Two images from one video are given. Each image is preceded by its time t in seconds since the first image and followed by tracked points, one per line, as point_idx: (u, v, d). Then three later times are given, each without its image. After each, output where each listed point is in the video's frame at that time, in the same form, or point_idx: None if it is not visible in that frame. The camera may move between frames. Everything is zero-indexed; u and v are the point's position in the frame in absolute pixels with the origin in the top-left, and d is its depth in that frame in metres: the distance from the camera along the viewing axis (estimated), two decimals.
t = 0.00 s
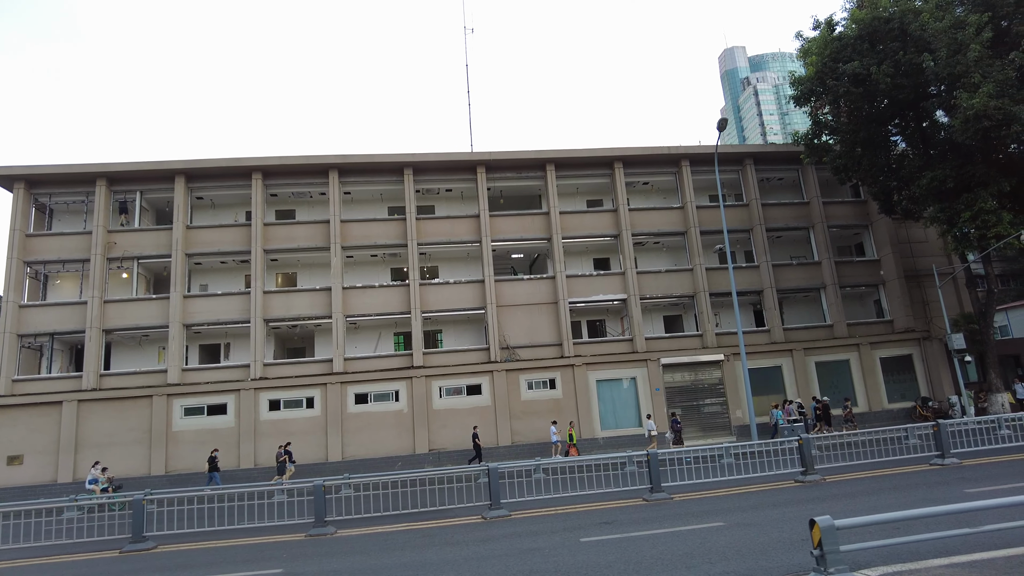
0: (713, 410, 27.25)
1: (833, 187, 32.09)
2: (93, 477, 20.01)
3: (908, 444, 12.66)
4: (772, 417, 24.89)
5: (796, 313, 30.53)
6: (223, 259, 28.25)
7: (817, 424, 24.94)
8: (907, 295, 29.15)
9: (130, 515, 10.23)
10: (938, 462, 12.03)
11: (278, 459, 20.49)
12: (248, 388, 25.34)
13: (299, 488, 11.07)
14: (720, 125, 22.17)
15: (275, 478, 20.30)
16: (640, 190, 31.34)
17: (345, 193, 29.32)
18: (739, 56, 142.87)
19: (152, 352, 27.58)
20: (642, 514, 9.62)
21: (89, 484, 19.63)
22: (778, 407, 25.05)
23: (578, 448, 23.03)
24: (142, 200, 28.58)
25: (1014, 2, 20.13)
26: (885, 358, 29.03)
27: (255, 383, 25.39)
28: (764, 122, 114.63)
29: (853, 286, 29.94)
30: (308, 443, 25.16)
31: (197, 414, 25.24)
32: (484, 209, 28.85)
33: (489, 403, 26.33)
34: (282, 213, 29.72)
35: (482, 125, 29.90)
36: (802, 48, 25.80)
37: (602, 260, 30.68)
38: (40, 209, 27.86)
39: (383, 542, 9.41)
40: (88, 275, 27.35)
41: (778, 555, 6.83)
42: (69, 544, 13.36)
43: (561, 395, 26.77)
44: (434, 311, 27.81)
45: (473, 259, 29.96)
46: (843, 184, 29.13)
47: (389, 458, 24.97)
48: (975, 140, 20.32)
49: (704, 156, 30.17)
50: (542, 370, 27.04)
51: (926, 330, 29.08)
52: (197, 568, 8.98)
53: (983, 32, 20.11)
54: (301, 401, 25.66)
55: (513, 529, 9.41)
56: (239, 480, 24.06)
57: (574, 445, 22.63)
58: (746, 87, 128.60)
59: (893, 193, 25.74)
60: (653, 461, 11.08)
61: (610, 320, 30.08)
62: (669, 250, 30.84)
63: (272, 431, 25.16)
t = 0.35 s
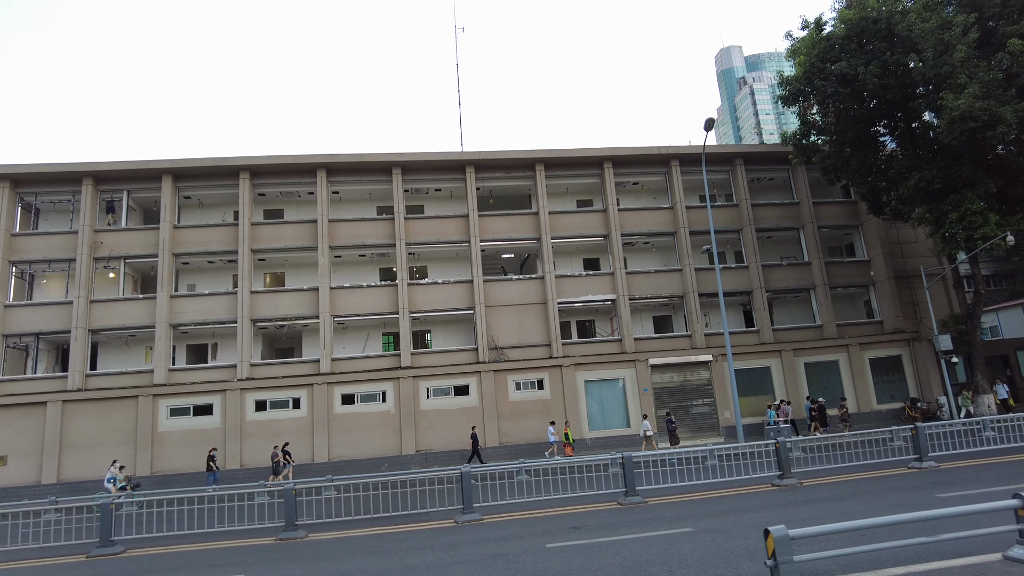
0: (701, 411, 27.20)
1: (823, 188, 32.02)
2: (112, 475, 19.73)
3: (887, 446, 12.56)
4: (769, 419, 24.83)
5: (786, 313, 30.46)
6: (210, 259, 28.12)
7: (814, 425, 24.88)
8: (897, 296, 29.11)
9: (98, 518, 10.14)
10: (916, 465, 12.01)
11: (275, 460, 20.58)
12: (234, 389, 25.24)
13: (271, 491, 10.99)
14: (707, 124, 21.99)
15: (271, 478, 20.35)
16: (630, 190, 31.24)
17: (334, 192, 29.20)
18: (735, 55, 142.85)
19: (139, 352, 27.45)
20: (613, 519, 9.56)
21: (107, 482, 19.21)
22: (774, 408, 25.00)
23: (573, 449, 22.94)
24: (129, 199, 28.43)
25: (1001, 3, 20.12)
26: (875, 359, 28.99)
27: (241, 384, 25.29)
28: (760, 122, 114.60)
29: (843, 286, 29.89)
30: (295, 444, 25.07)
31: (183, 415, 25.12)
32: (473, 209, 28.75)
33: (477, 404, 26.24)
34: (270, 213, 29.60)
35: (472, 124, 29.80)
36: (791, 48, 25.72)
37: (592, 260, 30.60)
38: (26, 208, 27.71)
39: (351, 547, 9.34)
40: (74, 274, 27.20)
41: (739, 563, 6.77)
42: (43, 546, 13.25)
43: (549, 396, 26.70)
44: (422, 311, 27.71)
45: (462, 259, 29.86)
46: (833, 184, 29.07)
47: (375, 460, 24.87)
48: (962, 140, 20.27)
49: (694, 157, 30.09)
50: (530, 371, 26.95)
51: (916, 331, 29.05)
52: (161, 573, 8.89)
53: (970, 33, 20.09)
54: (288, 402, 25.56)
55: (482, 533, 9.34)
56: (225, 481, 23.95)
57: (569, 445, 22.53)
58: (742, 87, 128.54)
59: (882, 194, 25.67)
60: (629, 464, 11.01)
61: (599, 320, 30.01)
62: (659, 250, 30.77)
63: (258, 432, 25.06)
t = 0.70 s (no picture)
0: (687, 413, 27.20)
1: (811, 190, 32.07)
2: (128, 472, 19.46)
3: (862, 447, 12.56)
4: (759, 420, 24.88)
5: (773, 315, 30.47)
6: (196, 259, 28.00)
7: (805, 426, 24.98)
8: (883, 298, 29.19)
9: (63, 520, 10.04)
10: (890, 467, 12.11)
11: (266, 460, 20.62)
12: (217, 389, 25.12)
13: (241, 492, 10.91)
14: (692, 125, 22.01)
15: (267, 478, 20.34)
16: (618, 192, 31.25)
17: (320, 192, 29.11)
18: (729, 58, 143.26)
19: (123, 352, 27.29)
20: (581, 521, 9.52)
21: (124, 478, 18.99)
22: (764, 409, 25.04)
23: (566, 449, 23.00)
24: (115, 198, 28.27)
25: (983, 6, 20.26)
26: (860, 361, 29.05)
27: (225, 384, 25.17)
28: (753, 124, 114.94)
29: (829, 288, 29.95)
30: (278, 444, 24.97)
31: (166, 415, 24.98)
32: (460, 209, 28.71)
33: (462, 405, 26.17)
34: (257, 212, 29.50)
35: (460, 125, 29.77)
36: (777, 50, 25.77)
37: (580, 261, 30.58)
38: (9, 206, 27.53)
39: (317, 548, 9.28)
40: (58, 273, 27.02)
41: (696, 566, 6.74)
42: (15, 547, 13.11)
43: (534, 397, 26.67)
44: (408, 311, 27.63)
45: (449, 260, 29.80)
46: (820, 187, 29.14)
47: (359, 461, 24.78)
48: (944, 143, 20.35)
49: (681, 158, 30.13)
50: (516, 372, 26.91)
51: (902, 333, 29.15)
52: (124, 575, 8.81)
53: (953, 36, 20.20)
54: (272, 402, 25.46)
55: (449, 535, 9.30)
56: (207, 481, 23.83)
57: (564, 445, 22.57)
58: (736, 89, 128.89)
59: (868, 197, 25.74)
60: (601, 465, 10.96)
61: (586, 321, 30.00)
62: (647, 251, 30.79)
63: (242, 432, 24.95)
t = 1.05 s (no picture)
0: (677, 415, 27.16)
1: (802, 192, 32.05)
2: (146, 473, 19.13)
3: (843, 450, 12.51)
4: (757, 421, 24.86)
5: (764, 317, 30.43)
6: (185, 259, 27.88)
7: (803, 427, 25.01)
8: (874, 299, 29.18)
9: (34, 524, 9.96)
10: (872, 471, 11.99)
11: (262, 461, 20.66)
12: (205, 390, 25.01)
13: (217, 496, 10.83)
14: (681, 127, 21.93)
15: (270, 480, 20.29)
16: (610, 193, 31.21)
17: (310, 192, 29.01)
18: (725, 59, 143.55)
19: (112, 353, 27.16)
20: (556, 525, 9.45)
21: (145, 478, 18.60)
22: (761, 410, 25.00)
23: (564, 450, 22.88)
24: (103, 198, 28.13)
25: (970, 9, 20.33)
26: (851, 363, 29.02)
27: (213, 385, 25.08)
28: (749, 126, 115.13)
29: (820, 290, 29.92)
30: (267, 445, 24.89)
31: (154, 416, 24.86)
32: (451, 210, 28.62)
33: (451, 407, 26.09)
34: (247, 213, 29.41)
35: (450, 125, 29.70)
36: (768, 52, 25.73)
37: (571, 262, 30.52)
38: None
39: (289, 553, 9.21)
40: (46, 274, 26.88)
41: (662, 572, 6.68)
42: None
43: (524, 399, 26.59)
44: (398, 312, 27.53)
45: (439, 260, 29.72)
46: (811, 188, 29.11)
47: (348, 462, 24.70)
48: (932, 145, 20.38)
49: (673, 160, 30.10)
50: (506, 373, 26.83)
51: (893, 335, 29.12)
52: None
53: (941, 38, 20.24)
54: (260, 403, 25.36)
55: (423, 540, 9.23)
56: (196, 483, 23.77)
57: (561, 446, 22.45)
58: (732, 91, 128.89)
59: (858, 199, 25.73)
60: (579, 469, 10.89)
61: (577, 323, 29.93)
62: (638, 253, 30.76)
63: (230, 433, 24.85)
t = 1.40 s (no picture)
0: (668, 414, 27.03)
1: (795, 189, 31.87)
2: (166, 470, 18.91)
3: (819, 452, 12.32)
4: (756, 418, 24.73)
5: (757, 315, 30.28)
6: (174, 257, 27.72)
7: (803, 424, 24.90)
8: (868, 298, 29.02)
9: (2, 525, 9.83)
10: (854, 471, 11.86)
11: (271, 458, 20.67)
12: (193, 389, 24.88)
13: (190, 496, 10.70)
14: (670, 124, 21.73)
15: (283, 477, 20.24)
16: (602, 191, 31.06)
17: (300, 190, 28.85)
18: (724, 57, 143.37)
19: (100, 351, 27.01)
20: (530, 527, 9.32)
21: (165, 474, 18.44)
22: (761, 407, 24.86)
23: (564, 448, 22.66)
24: (92, 196, 27.95)
25: (960, 5, 20.25)
26: (844, 361, 28.88)
27: (201, 383, 24.94)
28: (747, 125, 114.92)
29: (813, 288, 29.78)
30: (255, 444, 24.76)
31: (142, 415, 24.73)
32: (441, 208, 28.46)
33: (441, 406, 25.95)
34: (236, 211, 29.27)
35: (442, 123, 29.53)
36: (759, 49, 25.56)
37: (563, 260, 30.37)
38: None
39: (258, 556, 9.09)
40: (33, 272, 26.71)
41: None
42: None
43: (514, 398, 26.45)
44: (388, 311, 27.38)
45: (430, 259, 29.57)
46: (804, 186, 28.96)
47: (337, 462, 24.56)
48: (922, 142, 20.25)
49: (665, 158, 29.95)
50: (496, 372, 26.69)
51: (886, 334, 28.98)
52: None
53: (932, 34, 20.13)
54: (248, 402, 25.22)
55: (393, 542, 9.11)
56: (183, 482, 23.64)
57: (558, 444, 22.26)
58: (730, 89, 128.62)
59: (850, 197, 25.58)
60: (556, 469, 10.75)
61: (569, 321, 29.78)
62: (630, 251, 30.63)
63: (218, 432, 24.72)
